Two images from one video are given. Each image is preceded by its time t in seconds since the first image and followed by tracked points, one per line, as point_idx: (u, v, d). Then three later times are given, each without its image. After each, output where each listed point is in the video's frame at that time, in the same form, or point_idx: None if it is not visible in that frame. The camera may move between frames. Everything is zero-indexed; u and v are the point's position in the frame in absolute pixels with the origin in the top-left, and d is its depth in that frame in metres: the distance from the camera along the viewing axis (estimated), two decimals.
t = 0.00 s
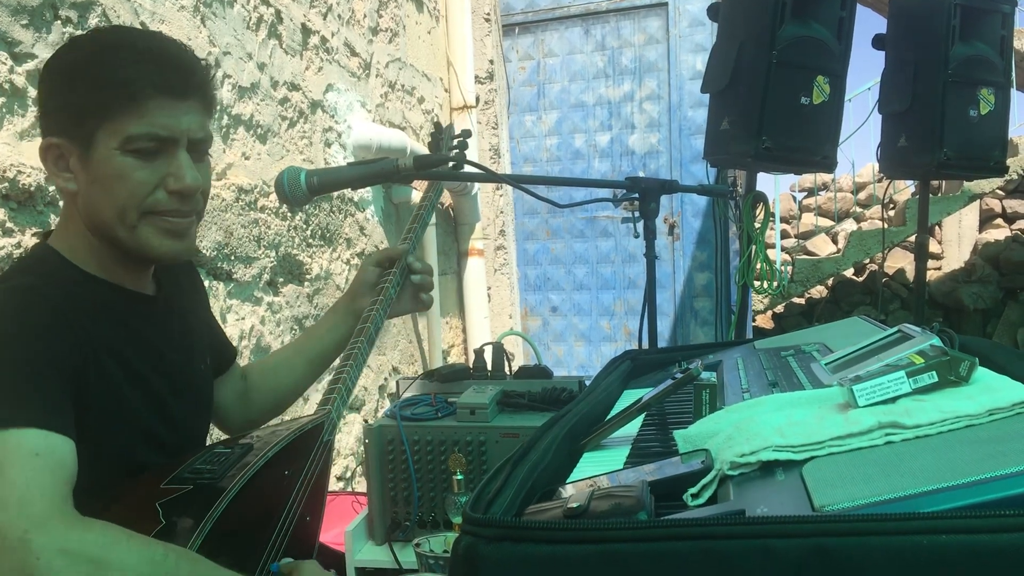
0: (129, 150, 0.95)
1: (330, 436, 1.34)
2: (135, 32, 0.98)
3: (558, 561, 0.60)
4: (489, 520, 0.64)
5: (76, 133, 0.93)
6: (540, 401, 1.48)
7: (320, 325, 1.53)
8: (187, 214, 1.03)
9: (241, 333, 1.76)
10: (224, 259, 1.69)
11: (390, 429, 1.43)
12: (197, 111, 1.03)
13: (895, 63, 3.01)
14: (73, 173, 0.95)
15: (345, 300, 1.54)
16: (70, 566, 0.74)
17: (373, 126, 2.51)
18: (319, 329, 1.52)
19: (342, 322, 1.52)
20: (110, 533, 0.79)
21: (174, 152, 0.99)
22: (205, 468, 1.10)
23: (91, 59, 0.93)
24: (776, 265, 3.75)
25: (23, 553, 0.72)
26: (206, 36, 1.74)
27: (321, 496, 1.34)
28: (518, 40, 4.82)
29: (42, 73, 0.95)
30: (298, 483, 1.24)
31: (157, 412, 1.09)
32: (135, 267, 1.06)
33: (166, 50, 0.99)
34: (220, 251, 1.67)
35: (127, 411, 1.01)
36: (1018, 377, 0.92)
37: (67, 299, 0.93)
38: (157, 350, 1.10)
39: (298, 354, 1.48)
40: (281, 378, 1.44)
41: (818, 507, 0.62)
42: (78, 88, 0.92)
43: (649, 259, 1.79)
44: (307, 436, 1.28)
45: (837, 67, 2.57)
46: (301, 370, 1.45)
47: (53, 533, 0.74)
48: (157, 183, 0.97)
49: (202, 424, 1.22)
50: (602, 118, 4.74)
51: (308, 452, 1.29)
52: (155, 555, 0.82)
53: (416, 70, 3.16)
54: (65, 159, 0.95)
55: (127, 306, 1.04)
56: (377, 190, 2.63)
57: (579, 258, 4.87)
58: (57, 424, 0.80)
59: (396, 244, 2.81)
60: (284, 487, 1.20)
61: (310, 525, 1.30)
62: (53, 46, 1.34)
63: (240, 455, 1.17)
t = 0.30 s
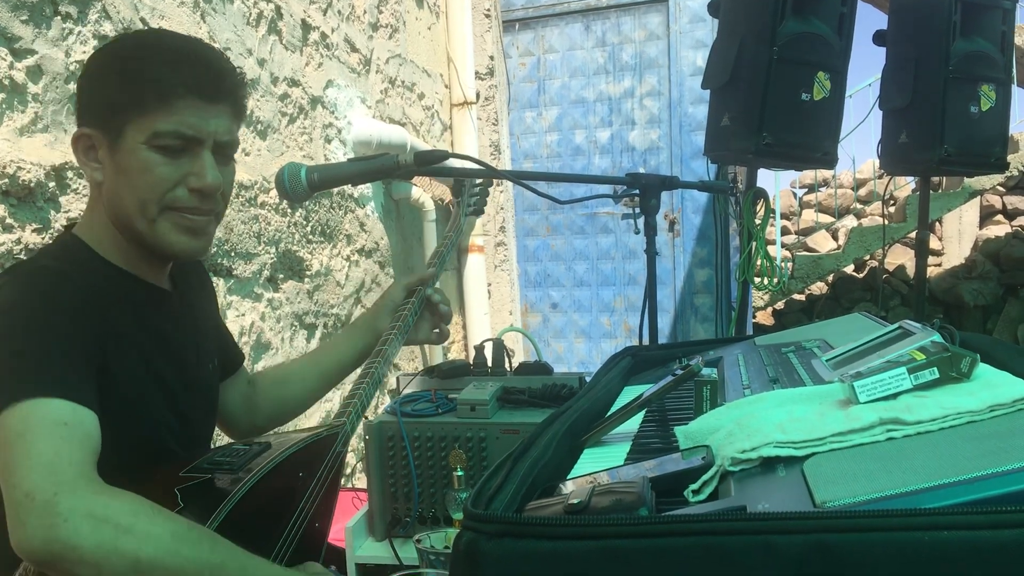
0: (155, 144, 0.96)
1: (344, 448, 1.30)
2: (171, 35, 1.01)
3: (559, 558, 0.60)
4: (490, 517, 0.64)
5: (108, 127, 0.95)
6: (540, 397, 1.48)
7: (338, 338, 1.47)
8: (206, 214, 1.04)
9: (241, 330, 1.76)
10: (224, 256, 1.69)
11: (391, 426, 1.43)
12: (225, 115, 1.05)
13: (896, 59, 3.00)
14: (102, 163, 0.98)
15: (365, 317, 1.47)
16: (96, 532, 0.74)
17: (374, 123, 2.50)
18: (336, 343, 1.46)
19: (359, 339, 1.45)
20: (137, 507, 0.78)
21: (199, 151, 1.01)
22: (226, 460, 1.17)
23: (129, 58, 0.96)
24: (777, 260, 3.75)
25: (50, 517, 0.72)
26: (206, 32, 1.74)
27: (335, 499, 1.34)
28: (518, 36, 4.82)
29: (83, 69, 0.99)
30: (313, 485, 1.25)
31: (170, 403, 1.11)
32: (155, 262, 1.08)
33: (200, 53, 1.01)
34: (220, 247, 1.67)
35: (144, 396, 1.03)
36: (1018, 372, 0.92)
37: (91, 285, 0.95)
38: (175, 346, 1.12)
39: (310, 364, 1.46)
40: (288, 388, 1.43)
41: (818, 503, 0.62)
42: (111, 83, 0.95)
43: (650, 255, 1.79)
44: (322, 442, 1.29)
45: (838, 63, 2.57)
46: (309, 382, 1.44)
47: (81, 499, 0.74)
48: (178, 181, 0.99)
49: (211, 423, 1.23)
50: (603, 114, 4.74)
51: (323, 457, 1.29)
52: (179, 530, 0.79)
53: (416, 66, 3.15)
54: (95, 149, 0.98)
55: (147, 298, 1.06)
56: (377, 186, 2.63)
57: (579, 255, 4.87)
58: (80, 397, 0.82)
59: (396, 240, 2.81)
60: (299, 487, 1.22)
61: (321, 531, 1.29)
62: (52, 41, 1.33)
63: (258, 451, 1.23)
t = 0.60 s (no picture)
0: (180, 139, 1.00)
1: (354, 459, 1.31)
2: (204, 40, 1.05)
3: (559, 554, 0.60)
4: (490, 513, 0.64)
5: (139, 122, 0.99)
6: (541, 394, 1.48)
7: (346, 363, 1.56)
8: (225, 211, 1.06)
9: (241, 327, 1.76)
10: (224, 252, 1.69)
11: (390, 423, 1.42)
12: (252, 119, 1.07)
13: (897, 56, 3.00)
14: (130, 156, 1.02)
15: (377, 342, 1.58)
16: (123, 499, 0.75)
17: (374, 120, 2.51)
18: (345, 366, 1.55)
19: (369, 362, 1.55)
20: (163, 476, 0.80)
21: (221, 151, 1.04)
22: (245, 454, 1.21)
23: (164, 59, 0.99)
24: (777, 258, 3.74)
25: (80, 483, 0.74)
26: (205, 29, 1.75)
27: (344, 501, 1.33)
28: (518, 33, 4.82)
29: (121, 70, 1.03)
30: (325, 489, 1.24)
31: (187, 397, 1.11)
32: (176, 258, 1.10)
33: (231, 57, 1.05)
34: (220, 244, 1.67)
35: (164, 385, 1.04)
36: (1019, 367, 0.92)
37: (112, 275, 0.95)
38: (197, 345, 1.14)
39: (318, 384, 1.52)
40: (296, 403, 1.49)
41: (819, 499, 0.62)
42: (146, 80, 0.98)
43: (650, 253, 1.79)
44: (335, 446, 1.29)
45: (838, 60, 2.57)
46: (317, 399, 1.51)
47: (108, 469, 0.76)
48: (198, 177, 1.01)
49: (220, 422, 1.23)
50: (603, 112, 4.73)
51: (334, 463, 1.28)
52: (201, 501, 0.81)
53: (416, 63, 3.15)
54: (126, 143, 1.02)
55: (171, 290, 1.07)
56: (377, 184, 2.63)
57: (579, 252, 4.87)
58: (108, 376, 0.84)
59: (396, 238, 2.81)
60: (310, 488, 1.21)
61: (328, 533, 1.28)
62: (51, 38, 1.33)
63: (275, 448, 1.27)
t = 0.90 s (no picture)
0: (207, 141, 1.00)
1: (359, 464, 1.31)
2: (239, 52, 1.06)
3: (562, 551, 0.60)
4: (490, 511, 0.64)
5: (163, 120, 1.00)
6: (541, 392, 1.48)
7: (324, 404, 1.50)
8: (243, 214, 1.07)
9: (241, 325, 1.76)
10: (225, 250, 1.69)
11: (392, 421, 1.43)
12: (275, 129, 1.09)
13: (897, 55, 3.00)
14: (152, 155, 1.01)
15: (359, 382, 1.52)
16: (140, 482, 0.77)
17: (375, 118, 2.51)
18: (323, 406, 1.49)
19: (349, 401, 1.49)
20: (179, 464, 0.82)
21: (246, 156, 1.04)
22: (251, 452, 1.22)
23: (196, 63, 1.01)
24: (777, 255, 3.74)
25: (100, 465, 0.76)
26: (206, 27, 1.75)
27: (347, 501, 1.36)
28: (518, 31, 4.81)
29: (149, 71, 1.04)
30: (329, 490, 1.26)
31: (193, 396, 1.12)
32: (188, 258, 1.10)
33: (259, 67, 1.07)
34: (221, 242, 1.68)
35: (171, 382, 1.04)
36: (1018, 364, 0.92)
37: (119, 276, 0.93)
38: (200, 345, 1.15)
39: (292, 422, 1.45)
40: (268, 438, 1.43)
41: (820, 497, 0.62)
42: (174, 82, 0.99)
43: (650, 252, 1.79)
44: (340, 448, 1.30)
45: (839, 59, 2.57)
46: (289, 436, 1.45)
47: (127, 451, 0.78)
48: (221, 178, 1.02)
49: (219, 422, 1.23)
50: (603, 110, 4.73)
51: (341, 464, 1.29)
52: (219, 494, 0.82)
53: (416, 61, 3.15)
54: (148, 142, 1.01)
55: (177, 289, 1.07)
56: (377, 181, 2.63)
57: (580, 250, 4.86)
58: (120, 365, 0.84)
59: (397, 237, 2.81)
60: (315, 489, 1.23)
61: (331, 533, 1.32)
62: (52, 36, 1.33)
63: (281, 447, 1.27)
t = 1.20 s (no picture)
0: (203, 143, 1.00)
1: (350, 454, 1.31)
2: (238, 50, 1.05)
3: (560, 548, 0.60)
4: (489, 507, 0.64)
5: (161, 120, 0.98)
6: (541, 390, 1.48)
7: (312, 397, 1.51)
8: (239, 216, 1.07)
9: (241, 323, 1.76)
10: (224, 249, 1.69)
11: (391, 419, 1.43)
12: (273, 131, 1.08)
13: (897, 53, 3.00)
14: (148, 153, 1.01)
15: (346, 375, 1.53)
16: (123, 489, 0.75)
17: (374, 116, 2.51)
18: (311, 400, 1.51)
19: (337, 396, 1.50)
20: (161, 469, 0.80)
21: (244, 159, 1.04)
22: (241, 449, 1.22)
23: (195, 62, 1.00)
24: (777, 255, 3.75)
25: (78, 473, 0.74)
26: (205, 25, 1.75)
27: (340, 496, 1.36)
28: (518, 29, 4.81)
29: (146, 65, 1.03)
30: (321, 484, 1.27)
31: (188, 394, 1.12)
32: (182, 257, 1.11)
33: (260, 68, 1.06)
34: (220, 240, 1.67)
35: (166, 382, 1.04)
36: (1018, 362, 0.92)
37: (112, 272, 0.93)
38: (196, 342, 1.15)
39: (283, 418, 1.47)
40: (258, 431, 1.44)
41: (820, 493, 0.62)
42: (172, 81, 0.98)
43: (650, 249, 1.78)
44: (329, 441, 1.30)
45: (838, 56, 2.57)
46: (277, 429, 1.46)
47: (106, 460, 0.76)
48: (219, 181, 1.02)
49: (221, 416, 1.25)
50: (603, 108, 4.73)
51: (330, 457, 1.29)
52: (201, 495, 0.81)
53: (417, 59, 3.15)
54: (144, 140, 1.01)
55: (173, 288, 1.08)
56: (377, 180, 2.63)
57: (580, 249, 4.86)
58: (108, 369, 0.84)
59: (396, 235, 2.81)
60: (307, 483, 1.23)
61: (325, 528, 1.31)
62: (52, 34, 1.33)
63: (272, 443, 1.27)
